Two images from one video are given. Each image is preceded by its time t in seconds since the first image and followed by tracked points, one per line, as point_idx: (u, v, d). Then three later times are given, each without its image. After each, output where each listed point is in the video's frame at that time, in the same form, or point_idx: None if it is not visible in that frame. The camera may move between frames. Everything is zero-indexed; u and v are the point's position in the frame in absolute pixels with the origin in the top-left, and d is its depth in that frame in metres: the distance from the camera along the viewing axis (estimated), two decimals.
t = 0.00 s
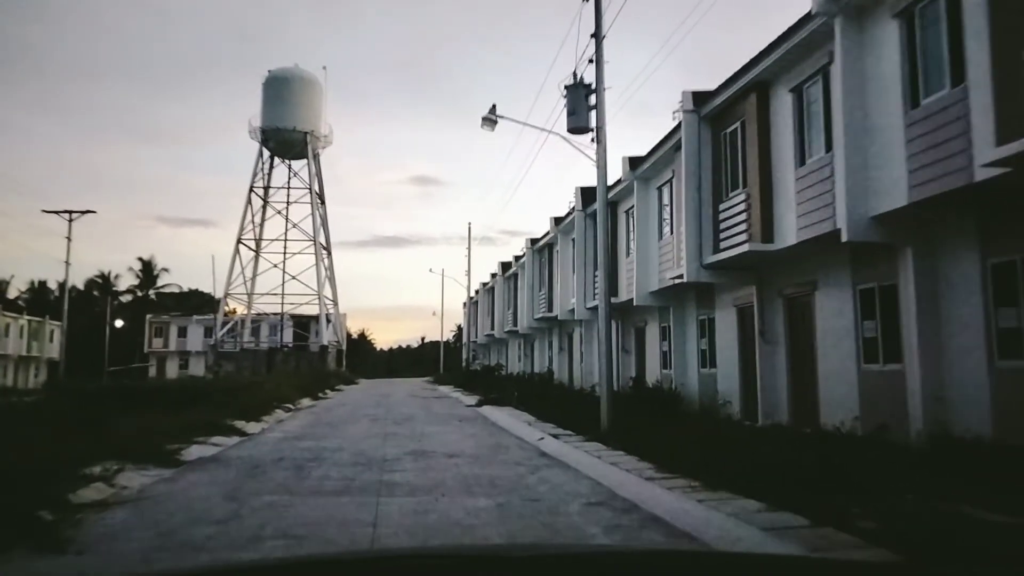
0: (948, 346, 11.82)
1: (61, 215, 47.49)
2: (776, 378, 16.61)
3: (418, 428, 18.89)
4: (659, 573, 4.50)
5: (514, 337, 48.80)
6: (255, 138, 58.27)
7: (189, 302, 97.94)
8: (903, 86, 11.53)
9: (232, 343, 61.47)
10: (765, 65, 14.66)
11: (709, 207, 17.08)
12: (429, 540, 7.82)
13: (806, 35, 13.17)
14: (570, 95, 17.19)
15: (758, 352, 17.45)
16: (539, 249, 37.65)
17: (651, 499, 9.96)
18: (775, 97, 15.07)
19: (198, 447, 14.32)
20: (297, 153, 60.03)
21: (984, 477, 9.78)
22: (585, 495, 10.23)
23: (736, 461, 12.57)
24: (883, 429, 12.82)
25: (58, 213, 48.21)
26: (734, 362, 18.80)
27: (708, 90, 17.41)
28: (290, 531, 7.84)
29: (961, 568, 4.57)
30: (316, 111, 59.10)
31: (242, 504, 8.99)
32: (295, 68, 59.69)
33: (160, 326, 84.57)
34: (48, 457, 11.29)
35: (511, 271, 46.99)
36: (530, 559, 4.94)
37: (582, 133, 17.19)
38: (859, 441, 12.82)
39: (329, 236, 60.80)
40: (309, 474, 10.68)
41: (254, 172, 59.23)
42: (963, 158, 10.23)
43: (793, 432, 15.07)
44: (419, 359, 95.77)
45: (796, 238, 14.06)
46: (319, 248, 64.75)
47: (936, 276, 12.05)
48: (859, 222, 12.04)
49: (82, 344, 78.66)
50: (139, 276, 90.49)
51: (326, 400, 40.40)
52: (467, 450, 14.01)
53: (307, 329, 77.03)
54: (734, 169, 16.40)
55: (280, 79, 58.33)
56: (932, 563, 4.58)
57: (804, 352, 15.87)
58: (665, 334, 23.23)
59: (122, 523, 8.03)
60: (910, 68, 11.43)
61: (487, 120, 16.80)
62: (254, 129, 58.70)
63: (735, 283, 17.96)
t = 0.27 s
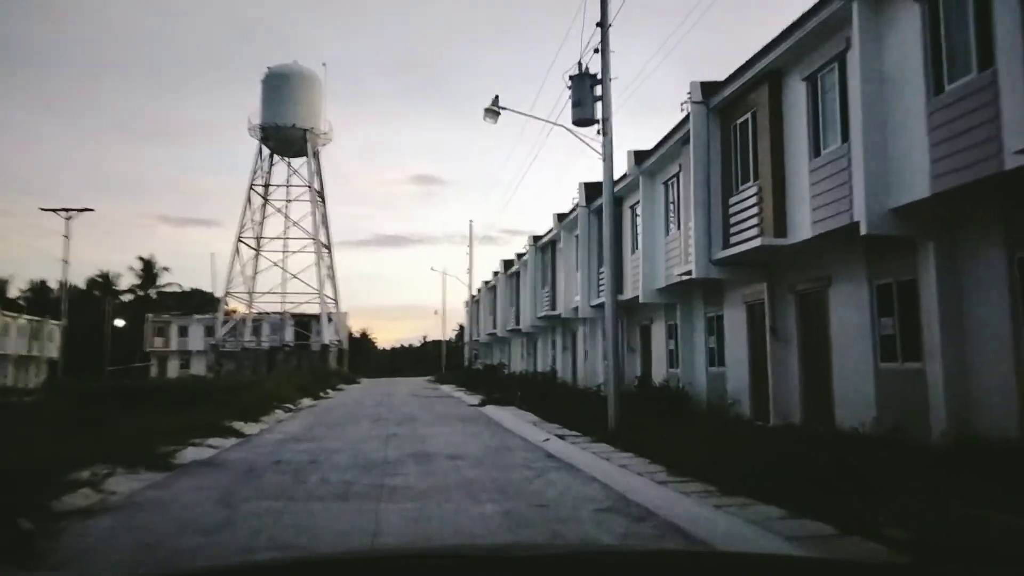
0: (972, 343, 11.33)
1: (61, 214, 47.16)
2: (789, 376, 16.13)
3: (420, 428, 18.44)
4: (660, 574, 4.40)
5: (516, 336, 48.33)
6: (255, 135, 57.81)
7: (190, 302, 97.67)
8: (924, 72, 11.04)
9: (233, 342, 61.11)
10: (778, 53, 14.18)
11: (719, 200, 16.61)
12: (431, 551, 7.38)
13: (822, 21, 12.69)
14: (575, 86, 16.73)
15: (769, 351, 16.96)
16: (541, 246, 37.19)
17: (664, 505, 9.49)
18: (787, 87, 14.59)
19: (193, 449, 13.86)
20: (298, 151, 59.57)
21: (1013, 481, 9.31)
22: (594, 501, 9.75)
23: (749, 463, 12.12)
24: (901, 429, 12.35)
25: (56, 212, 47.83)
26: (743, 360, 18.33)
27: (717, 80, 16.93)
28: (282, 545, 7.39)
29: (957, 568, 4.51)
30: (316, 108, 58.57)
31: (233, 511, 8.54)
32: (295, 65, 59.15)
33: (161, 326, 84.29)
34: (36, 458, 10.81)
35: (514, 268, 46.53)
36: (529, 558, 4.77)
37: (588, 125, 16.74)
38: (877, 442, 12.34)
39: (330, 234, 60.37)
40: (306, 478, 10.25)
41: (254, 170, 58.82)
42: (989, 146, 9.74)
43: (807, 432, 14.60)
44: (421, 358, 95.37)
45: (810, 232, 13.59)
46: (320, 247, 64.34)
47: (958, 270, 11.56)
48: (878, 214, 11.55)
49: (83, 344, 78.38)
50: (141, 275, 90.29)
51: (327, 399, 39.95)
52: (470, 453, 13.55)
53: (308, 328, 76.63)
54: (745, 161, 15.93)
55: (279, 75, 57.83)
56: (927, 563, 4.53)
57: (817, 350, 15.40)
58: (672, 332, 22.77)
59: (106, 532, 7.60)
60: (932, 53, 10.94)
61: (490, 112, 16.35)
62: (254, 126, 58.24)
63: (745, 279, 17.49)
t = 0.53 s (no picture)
0: (1005, 344, 10.70)
1: (59, 212, 46.66)
2: (803, 378, 15.52)
3: (421, 431, 17.82)
4: None
5: (519, 336, 47.75)
6: (256, 133, 57.27)
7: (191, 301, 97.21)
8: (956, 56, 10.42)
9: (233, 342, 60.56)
10: (796, 41, 13.58)
11: (732, 195, 16.00)
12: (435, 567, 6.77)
13: (844, 5, 12.09)
14: (583, 77, 16.14)
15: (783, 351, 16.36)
16: (545, 245, 36.59)
17: (683, 516, 8.86)
18: (805, 76, 13.99)
19: (184, 453, 13.24)
20: (298, 150, 59.01)
21: None
22: (607, 511, 9.13)
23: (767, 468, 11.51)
24: (927, 434, 11.71)
25: (53, 210, 47.22)
26: (755, 361, 17.72)
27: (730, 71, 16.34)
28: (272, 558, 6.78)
29: None
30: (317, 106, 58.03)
31: (220, 522, 7.96)
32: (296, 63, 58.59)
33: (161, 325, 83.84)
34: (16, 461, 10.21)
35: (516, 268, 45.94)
36: None
37: (596, 117, 16.14)
38: (900, 447, 11.70)
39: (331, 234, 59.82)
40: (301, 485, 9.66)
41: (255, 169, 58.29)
42: None
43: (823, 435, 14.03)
44: (422, 359, 94.82)
45: (831, 227, 12.98)
46: (321, 247, 63.78)
47: (990, 266, 10.92)
48: (905, 206, 10.94)
49: (82, 343, 77.89)
50: (141, 275, 89.87)
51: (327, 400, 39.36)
52: (474, 457, 12.93)
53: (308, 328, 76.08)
54: (760, 155, 15.33)
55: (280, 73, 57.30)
56: None
57: (834, 350, 14.79)
58: (680, 332, 22.16)
59: (82, 545, 7.02)
60: (966, 36, 10.31)
61: (495, 103, 15.76)
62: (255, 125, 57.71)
63: (758, 277, 16.87)
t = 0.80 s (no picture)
0: None
1: (58, 213, 46.26)
2: (821, 376, 14.96)
3: (425, 434, 17.27)
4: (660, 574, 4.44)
5: (523, 335, 47.21)
6: (256, 133, 56.83)
7: (193, 303, 96.88)
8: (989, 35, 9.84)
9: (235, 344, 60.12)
10: (812, 24, 13.01)
11: (745, 187, 15.42)
12: None
13: None
14: (589, 65, 15.58)
15: (799, 349, 15.80)
16: (549, 243, 36.01)
17: (706, 525, 8.29)
18: (822, 62, 13.42)
19: (177, 458, 12.69)
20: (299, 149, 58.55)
21: None
22: (624, 520, 8.57)
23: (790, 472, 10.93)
24: (956, 436, 11.14)
25: (52, 211, 46.67)
26: (769, 360, 17.16)
27: (741, 59, 15.77)
28: None
29: None
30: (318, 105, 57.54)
31: (209, 536, 7.43)
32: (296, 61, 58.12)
33: (163, 327, 83.53)
34: None
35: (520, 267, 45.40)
36: None
37: (603, 107, 15.57)
38: (929, 449, 11.13)
39: (332, 233, 59.34)
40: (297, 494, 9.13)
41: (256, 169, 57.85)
42: None
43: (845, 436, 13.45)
44: (426, 359, 94.39)
45: (852, 218, 12.39)
46: (323, 247, 63.33)
47: None
48: (934, 195, 10.35)
49: (84, 345, 77.58)
50: (143, 276, 89.60)
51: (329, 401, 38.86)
52: (480, 462, 12.37)
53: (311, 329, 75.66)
54: (774, 145, 14.75)
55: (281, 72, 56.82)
56: None
57: (853, 347, 14.23)
58: (689, 330, 21.60)
59: (58, 563, 6.48)
60: (999, 13, 9.72)
61: (498, 93, 15.21)
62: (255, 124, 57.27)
63: (772, 272, 16.30)
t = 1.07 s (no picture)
0: None
1: (55, 211, 45.92)
2: (835, 377, 14.51)
3: (426, 435, 16.85)
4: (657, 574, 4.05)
5: (525, 335, 46.77)
6: (257, 131, 56.43)
7: (193, 302, 96.56)
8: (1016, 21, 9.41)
9: (234, 343, 59.74)
10: (827, 13, 12.58)
11: (756, 183, 15.00)
12: None
13: None
14: (596, 56, 15.15)
15: (811, 349, 15.36)
16: (551, 241, 35.56)
17: (723, 535, 7.86)
18: (837, 52, 12.99)
19: (169, 461, 12.26)
20: (300, 147, 58.13)
21: None
22: (636, 528, 8.13)
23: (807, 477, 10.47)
24: (979, 440, 10.70)
25: (50, 208, 46.10)
26: (779, 360, 16.73)
27: (751, 51, 15.34)
28: None
29: None
30: (319, 103, 57.13)
31: (196, 545, 7.00)
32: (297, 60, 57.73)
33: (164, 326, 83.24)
34: None
35: (522, 265, 44.97)
36: None
37: (610, 99, 15.14)
38: (951, 454, 10.68)
39: (333, 232, 58.94)
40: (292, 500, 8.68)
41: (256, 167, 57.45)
42: None
43: (860, 440, 13.01)
44: (427, 359, 94.05)
45: (870, 213, 11.95)
46: (324, 246, 62.89)
47: None
48: (958, 188, 9.94)
49: (84, 345, 77.21)
50: (144, 275, 89.33)
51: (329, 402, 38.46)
52: (483, 466, 11.93)
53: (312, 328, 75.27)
54: (786, 138, 14.31)
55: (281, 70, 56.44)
56: None
57: (867, 347, 13.80)
58: (695, 330, 21.15)
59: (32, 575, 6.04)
60: None
61: (503, 85, 14.81)
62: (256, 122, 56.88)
63: (783, 270, 15.86)
